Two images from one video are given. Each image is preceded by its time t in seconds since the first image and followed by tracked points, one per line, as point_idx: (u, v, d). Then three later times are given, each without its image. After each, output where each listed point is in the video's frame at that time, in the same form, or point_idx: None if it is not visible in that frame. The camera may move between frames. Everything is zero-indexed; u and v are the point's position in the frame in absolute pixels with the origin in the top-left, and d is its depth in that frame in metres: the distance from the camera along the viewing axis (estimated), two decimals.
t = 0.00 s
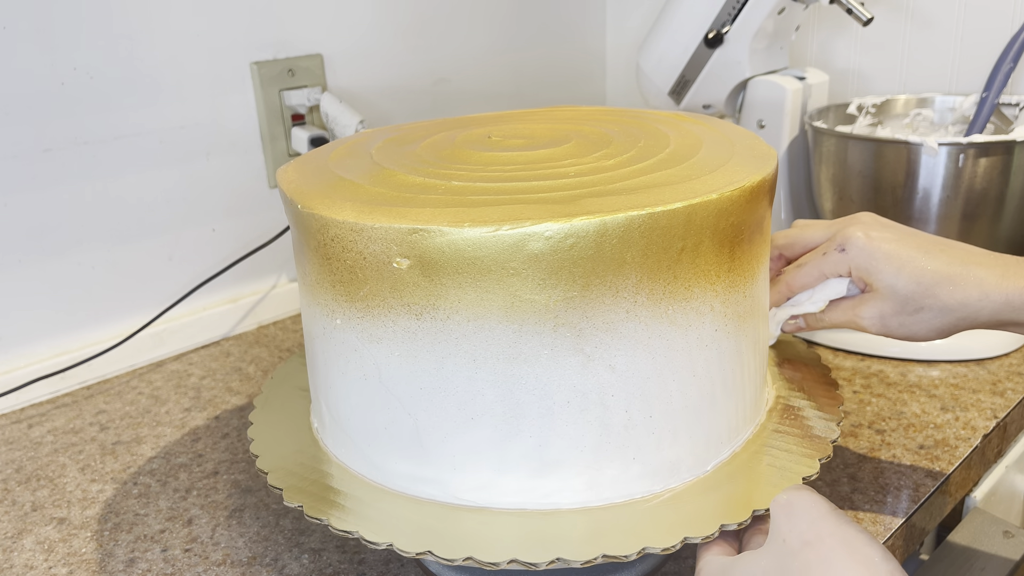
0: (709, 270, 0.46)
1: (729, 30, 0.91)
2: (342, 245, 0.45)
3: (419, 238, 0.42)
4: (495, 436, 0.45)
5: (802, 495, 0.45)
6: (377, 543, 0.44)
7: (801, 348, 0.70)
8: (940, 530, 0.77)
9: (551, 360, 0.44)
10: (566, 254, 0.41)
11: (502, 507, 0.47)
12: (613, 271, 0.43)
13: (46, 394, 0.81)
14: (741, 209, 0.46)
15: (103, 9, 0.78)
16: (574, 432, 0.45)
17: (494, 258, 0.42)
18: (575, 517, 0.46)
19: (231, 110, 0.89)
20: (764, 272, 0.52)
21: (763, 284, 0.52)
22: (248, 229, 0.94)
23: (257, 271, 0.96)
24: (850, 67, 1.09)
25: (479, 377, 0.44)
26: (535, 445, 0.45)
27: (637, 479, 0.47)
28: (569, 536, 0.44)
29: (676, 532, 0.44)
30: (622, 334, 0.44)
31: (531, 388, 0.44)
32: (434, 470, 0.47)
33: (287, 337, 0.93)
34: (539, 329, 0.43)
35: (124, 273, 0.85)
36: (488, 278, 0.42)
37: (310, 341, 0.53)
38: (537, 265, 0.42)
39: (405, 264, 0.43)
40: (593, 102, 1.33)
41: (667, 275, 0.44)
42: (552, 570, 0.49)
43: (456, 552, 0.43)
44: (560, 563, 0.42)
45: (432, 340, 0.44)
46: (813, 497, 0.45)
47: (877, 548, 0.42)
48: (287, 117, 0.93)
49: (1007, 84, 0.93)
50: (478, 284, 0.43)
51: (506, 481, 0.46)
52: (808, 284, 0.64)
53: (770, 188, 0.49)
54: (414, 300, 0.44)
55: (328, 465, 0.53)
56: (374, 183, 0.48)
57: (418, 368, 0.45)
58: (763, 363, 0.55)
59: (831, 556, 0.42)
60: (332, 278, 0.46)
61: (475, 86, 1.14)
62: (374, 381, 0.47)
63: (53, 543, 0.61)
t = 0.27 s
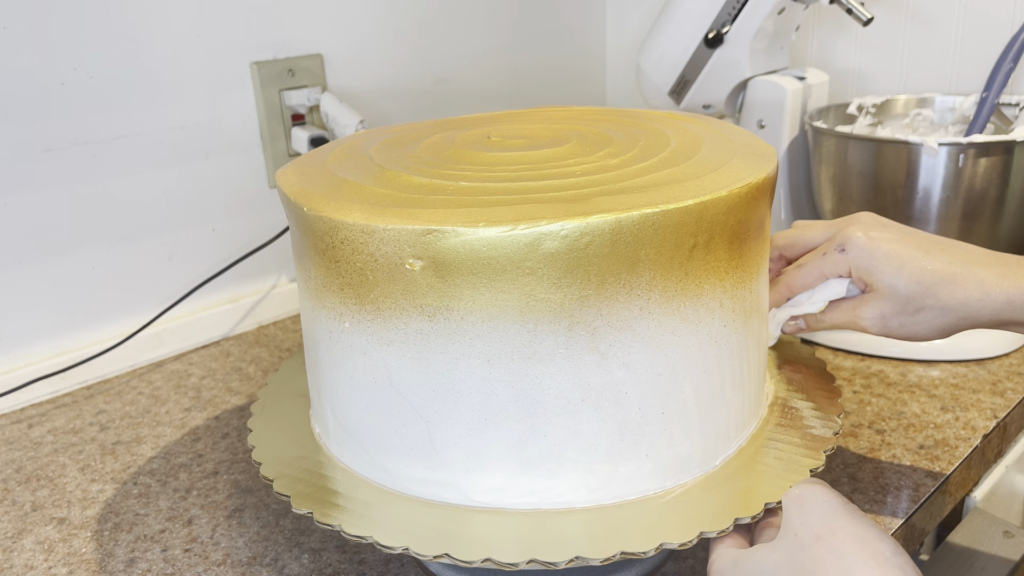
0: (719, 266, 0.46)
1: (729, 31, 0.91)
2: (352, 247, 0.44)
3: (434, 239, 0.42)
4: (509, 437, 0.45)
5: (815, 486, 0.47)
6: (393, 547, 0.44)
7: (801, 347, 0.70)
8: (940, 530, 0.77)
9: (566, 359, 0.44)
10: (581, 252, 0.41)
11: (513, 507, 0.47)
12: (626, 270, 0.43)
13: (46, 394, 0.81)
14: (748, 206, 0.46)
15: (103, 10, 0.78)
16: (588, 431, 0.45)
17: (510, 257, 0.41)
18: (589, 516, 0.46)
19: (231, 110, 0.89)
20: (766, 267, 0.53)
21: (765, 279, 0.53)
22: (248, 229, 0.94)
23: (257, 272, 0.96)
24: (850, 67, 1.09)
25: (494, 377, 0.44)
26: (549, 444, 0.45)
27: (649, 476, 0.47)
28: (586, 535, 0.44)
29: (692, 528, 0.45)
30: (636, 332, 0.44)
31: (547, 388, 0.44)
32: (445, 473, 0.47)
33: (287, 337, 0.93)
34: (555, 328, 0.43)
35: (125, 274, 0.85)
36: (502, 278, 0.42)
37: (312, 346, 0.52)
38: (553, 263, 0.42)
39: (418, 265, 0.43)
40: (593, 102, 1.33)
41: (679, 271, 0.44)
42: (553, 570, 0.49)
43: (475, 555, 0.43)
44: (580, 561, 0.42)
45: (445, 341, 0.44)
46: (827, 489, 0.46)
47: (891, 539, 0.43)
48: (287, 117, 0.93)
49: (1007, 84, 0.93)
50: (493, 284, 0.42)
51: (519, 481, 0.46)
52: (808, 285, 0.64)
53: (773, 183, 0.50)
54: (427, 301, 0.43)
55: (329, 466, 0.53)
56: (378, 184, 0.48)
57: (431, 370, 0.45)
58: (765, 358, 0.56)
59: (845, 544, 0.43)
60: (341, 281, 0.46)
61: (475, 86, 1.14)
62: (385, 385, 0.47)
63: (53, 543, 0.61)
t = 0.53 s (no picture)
0: (728, 262, 0.47)
1: (729, 31, 0.91)
2: (364, 250, 0.44)
3: (450, 239, 0.41)
4: (525, 437, 0.45)
5: (827, 480, 0.50)
6: (411, 551, 0.43)
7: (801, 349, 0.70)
8: (940, 530, 0.77)
9: (583, 357, 0.44)
10: (597, 250, 0.42)
11: (527, 508, 0.47)
12: (639, 267, 0.43)
13: (46, 394, 0.81)
14: (755, 202, 0.47)
15: (103, 10, 0.78)
16: (604, 429, 0.45)
17: (527, 257, 0.41)
18: (605, 513, 0.46)
19: (231, 110, 0.89)
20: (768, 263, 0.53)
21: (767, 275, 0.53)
22: (248, 229, 0.94)
23: (257, 271, 0.96)
24: (850, 67, 1.09)
25: (510, 378, 0.44)
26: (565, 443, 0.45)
27: (661, 472, 0.48)
28: (603, 533, 0.44)
29: (707, 522, 0.45)
30: (650, 329, 0.44)
31: (563, 386, 0.44)
32: (460, 475, 0.47)
33: (287, 337, 0.93)
34: (571, 327, 0.43)
35: (124, 274, 0.85)
36: (519, 277, 0.42)
37: (316, 351, 0.51)
38: (570, 262, 0.42)
39: (434, 267, 0.42)
40: (593, 102, 1.33)
41: (691, 267, 0.45)
42: (554, 570, 0.49)
43: (495, 556, 0.43)
44: (602, 559, 0.43)
45: (460, 343, 0.44)
46: (839, 483, 0.49)
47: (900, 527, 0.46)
48: (287, 117, 0.93)
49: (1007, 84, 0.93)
50: (509, 284, 0.42)
51: (533, 481, 0.46)
52: (808, 286, 0.64)
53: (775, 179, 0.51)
54: (442, 303, 0.43)
55: (328, 465, 0.53)
56: (383, 185, 0.48)
57: (445, 372, 0.45)
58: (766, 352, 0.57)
59: (858, 529, 0.46)
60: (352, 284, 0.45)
61: (475, 86, 1.14)
62: (397, 388, 0.46)
63: (53, 543, 0.61)
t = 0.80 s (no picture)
0: (737, 258, 0.47)
1: (729, 31, 0.91)
2: (377, 252, 0.43)
3: (466, 240, 0.41)
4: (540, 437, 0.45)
5: (837, 476, 0.49)
6: (429, 554, 0.43)
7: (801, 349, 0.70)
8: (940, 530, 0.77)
9: (598, 355, 0.44)
10: (613, 248, 0.42)
11: (543, 507, 0.47)
12: (651, 264, 0.43)
13: (46, 394, 0.81)
14: (760, 198, 0.47)
15: (103, 10, 0.78)
16: (619, 426, 0.46)
17: (544, 256, 0.41)
18: (619, 510, 0.46)
19: (231, 110, 0.89)
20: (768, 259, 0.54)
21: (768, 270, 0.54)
22: (248, 229, 0.94)
23: (257, 272, 0.96)
24: (850, 67, 1.09)
25: (526, 378, 0.44)
26: (581, 441, 0.45)
27: (673, 468, 0.48)
28: (620, 530, 0.45)
29: (723, 516, 0.45)
30: (663, 326, 0.45)
31: (580, 385, 0.44)
32: (475, 477, 0.47)
33: (287, 337, 0.93)
34: (587, 325, 0.43)
35: (124, 274, 0.85)
36: (535, 277, 0.42)
37: (320, 356, 0.51)
38: (586, 260, 0.42)
39: (449, 268, 0.42)
40: (593, 102, 1.33)
41: (702, 264, 0.45)
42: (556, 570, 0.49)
43: (514, 556, 0.43)
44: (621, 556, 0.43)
45: (475, 343, 0.44)
46: (848, 480, 0.49)
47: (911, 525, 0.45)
48: (287, 117, 0.93)
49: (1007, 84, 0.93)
50: (525, 284, 0.42)
51: (547, 481, 0.46)
52: (810, 288, 0.64)
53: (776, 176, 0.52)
54: (457, 304, 0.43)
55: (327, 467, 0.53)
56: (389, 187, 0.47)
57: (460, 373, 0.44)
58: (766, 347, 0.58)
59: (868, 527, 0.45)
60: (363, 286, 0.45)
61: (475, 86, 1.14)
62: (410, 391, 0.46)
63: (53, 543, 0.61)
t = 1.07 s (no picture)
0: (745, 253, 0.48)
1: (729, 31, 0.91)
2: (391, 253, 0.43)
3: (483, 240, 0.41)
4: (557, 436, 0.45)
5: (847, 475, 0.51)
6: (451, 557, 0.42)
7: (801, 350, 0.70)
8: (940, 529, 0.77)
9: (614, 353, 0.44)
10: (630, 246, 0.42)
11: (558, 507, 0.47)
12: (663, 261, 0.43)
13: (46, 394, 0.82)
14: (766, 194, 0.48)
15: (103, 10, 0.78)
16: (634, 423, 0.46)
17: (561, 255, 0.41)
18: (635, 507, 0.47)
19: (231, 110, 0.89)
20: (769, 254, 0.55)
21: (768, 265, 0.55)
22: (248, 229, 0.94)
23: (257, 272, 0.96)
24: (850, 67, 1.09)
25: (542, 377, 0.44)
26: (598, 439, 0.45)
27: (685, 462, 0.48)
28: (639, 527, 0.45)
29: (738, 510, 0.46)
30: (676, 322, 0.45)
31: (596, 383, 0.44)
32: (490, 478, 0.46)
33: (287, 337, 0.93)
34: (604, 323, 0.43)
35: (124, 274, 0.85)
36: (551, 276, 0.42)
37: (326, 361, 0.50)
38: (602, 258, 0.42)
39: (465, 268, 0.42)
40: (593, 102, 1.33)
41: (714, 259, 0.45)
42: (556, 570, 0.49)
43: (537, 556, 0.43)
44: (642, 552, 0.43)
45: (491, 344, 0.44)
46: (858, 477, 0.50)
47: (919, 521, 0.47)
48: (287, 117, 0.93)
49: (1007, 84, 0.93)
50: (542, 283, 0.42)
51: (562, 480, 0.46)
52: (811, 290, 0.64)
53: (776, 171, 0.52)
54: (473, 304, 0.43)
55: (327, 468, 0.52)
56: (395, 188, 0.47)
57: (475, 374, 0.44)
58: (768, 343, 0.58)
59: (878, 524, 0.46)
60: (376, 288, 0.44)
61: (475, 86, 1.14)
62: (424, 394, 0.45)
63: (53, 543, 0.61)
